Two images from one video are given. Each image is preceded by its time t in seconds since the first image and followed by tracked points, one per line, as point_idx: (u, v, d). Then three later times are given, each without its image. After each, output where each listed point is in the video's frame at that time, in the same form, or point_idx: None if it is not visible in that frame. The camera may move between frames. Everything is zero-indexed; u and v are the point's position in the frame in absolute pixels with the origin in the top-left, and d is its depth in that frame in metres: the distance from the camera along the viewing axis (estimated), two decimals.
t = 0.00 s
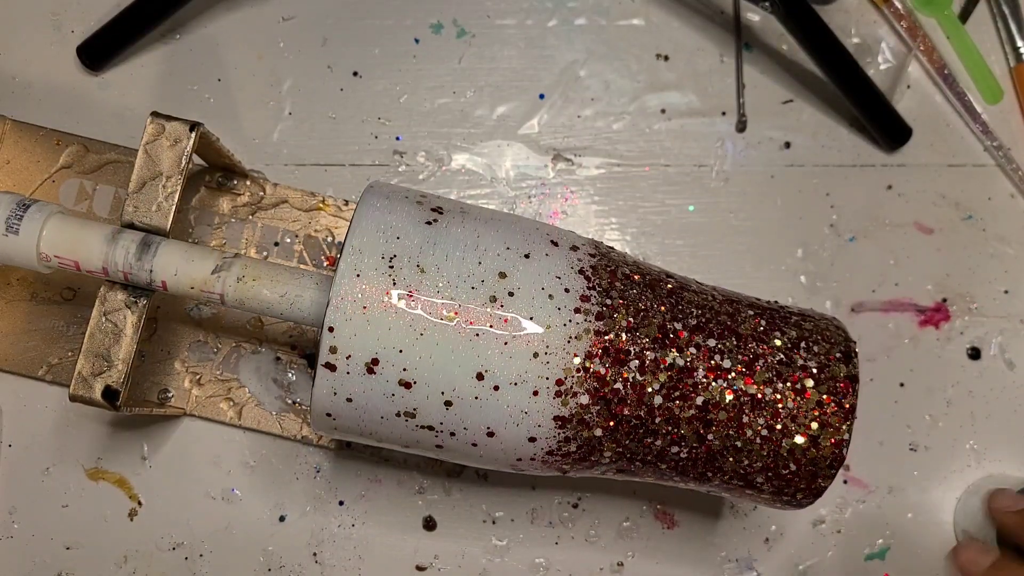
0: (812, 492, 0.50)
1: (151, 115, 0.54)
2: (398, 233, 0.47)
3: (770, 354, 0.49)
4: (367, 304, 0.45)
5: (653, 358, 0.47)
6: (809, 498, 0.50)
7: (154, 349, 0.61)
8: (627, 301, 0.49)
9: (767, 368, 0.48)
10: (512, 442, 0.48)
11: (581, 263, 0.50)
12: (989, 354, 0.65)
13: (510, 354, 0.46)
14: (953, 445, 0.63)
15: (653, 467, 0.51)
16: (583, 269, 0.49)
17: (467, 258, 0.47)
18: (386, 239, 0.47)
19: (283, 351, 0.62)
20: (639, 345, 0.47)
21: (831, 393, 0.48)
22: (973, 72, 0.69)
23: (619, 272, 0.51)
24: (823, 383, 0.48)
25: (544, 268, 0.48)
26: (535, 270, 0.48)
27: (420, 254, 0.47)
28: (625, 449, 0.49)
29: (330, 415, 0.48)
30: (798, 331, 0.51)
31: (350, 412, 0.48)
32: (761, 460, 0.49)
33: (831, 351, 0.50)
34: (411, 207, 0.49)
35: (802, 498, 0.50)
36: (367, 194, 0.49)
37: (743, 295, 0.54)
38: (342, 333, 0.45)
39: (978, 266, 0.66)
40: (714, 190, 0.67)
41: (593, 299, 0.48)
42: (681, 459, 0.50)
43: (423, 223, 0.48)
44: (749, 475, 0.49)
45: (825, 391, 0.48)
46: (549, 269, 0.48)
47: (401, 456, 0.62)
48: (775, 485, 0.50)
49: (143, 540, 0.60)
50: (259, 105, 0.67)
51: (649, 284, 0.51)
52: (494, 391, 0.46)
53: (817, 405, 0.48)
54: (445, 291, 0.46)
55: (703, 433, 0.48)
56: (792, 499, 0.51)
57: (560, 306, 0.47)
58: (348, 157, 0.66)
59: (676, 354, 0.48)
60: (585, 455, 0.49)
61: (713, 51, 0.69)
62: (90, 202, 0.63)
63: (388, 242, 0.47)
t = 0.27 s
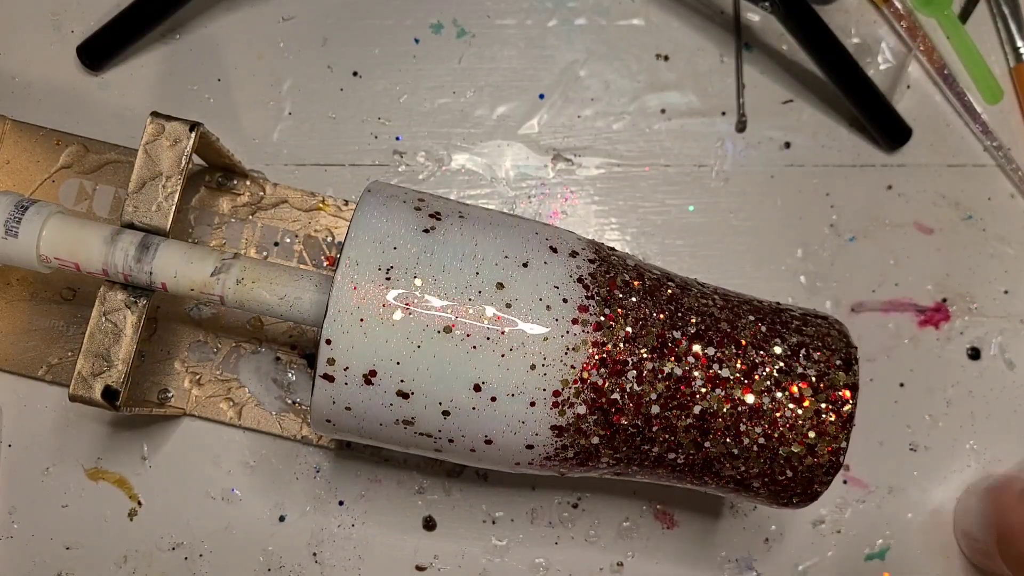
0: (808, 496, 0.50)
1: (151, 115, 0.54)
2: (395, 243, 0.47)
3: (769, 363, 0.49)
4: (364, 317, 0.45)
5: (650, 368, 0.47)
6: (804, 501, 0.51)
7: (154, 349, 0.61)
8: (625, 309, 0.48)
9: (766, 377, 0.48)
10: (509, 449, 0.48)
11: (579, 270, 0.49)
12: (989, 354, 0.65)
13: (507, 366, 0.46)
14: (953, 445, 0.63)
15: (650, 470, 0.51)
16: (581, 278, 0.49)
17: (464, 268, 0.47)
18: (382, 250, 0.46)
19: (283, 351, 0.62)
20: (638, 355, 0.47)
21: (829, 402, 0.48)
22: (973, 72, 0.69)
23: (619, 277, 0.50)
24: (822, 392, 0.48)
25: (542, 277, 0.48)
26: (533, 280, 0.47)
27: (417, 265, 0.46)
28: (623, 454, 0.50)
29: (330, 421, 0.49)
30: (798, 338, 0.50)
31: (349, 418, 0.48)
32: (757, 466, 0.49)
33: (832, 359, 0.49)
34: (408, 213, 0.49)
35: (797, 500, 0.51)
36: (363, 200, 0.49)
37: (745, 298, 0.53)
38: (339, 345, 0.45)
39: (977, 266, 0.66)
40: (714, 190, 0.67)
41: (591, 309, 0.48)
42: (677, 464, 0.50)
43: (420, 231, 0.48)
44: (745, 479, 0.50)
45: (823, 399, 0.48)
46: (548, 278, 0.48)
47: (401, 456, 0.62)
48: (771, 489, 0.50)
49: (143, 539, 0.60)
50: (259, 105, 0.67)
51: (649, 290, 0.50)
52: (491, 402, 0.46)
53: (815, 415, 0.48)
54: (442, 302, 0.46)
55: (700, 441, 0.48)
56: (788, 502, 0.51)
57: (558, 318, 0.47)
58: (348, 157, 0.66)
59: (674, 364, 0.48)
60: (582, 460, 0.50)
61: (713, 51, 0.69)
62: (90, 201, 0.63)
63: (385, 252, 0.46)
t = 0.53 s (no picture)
0: (803, 499, 0.51)
1: (151, 115, 0.54)
2: (392, 254, 0.46)
3: (769, 371, 0.48)
4: (362, 329, 0.45)
5: (649, 378, 0.47)
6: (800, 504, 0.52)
7: (154, 349, 0.61)
8: (624, 318, 0.48)
9: (764, 386, 0.48)
10: (507, 455, 0.49)
11: (578, 279, 0.48)
12: (989, 354, 0.65)
13: (505, 377, 0.46)
14: (953, 445, 0.63)
15: (647, 474, 0.52)
16: (580, 286, 0.48)
17: (462, 279, 0.46)
18: (379, 261, 0.46)
19: (283, 351, 0.62)
20: (636, 365, 0.47)
21: (827, 411, 0.48)
22: (973, 72, 0.69)
23: (618, 284, 0.49)
24: (821, 401, 0.48)
25: (541, 286, 0.47)
26: (531, 290, 0.47)
27: (414, 276, 0.46)
28: (620, 460, 0.50)
29: (330, 426, 0.49)
30: (799, 344, 0.50)
31: (349, 424, 0.49)
32: (754, 472, 0.49)
33: (832, 366, 0.49)
34: (406, 221, 0.48)
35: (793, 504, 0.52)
36: (360, 207, 0.48)
37: (747, 301, 0.53)
38: (337, 357, 0.46)
39: (978, 266, 0.66)
40: (714, 190, 0.67)
41: (589, 318, 0.47)
42: (675, 469, 0.50)
43: (418, 240, 0.47)
44: (741, 484, 0.50)
45: (822, 408, 0.48)
46: (546, 287, 0.47)
47: (401, 456, 0.62)
48: (767, 492, 0.51)
49: (143, 539, 0.60)
50: (259, 105, 0.67)
51: (649, 297, 0.50)
52: (489, 412, 0.47)
53: (812, 423, 0.48)
54: (439, 314, 0.46)
55: (697, 448, 0.49)
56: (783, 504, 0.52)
57: (556, 329, 0.46)
58: (348, 157, 0.66)
59: (672, 373, 0.47)
60: (581, 465, 0.50)
61: (713, 51, 0.69)
62: (90, 201, 0.63)
63: (382, 263, 0.46)
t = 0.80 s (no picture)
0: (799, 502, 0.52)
1: (151, 115, 0.54)
2: (389, 265, 0.46)
3: (768, 379, 0.48)
4: (359, 341, 0.45)
5: (646, 387, 0.47)
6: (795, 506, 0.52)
7: (154, 349, 0.61)
8: (622, 327, 0.48)
9: (762, 395, 0.48)
10: (506, 460, 0.49)
11: (577, 288, 0.48)
12: (989, 354, 0.65)
13: (502, 389, 0.46)
14: (953, 445, 0.63)
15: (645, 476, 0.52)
16: (578, 296, 0.48)
17: (460, 290, 0.46)
18: (376, 272, 0.46)
19: (283, 351, 0.62)
20: (633, 375, 0.47)
21: (825, 419, 0.48)
22: (973, 72, 0.69)
23: (617, 292, 0.49)
24: (818, 409, 0.48)
25: (539, 296, 0.47)
26: (529, 300, 0.47)
27: (412, 288, 0.46)
28: (618, 464, 0.51)
29: (331, 430, 0.50)
30: (799, 352, 0.49)
31: (349, 429, 0.49)
32: (750, 477, 0.50)
33: (832, 374, 0.49)
34: (403, 229, 0.48)
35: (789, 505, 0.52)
36: (357, 215, 0.48)
37: (748, 306, 0.52)
38: (335, 368, 0.46)
39: (977, 266, 0.66)
40: (714, 190, 0.67)
41: (587, 328, 0.47)
42: (672, 472, 0.51)
43: (415, 249, 0.47)
44: (738, 487, 0.51)
45: (820, 417, 0.48)
46: (544, 297, 0.47)
47: (401, 456, 0.62)
48: (763, 494, 0.52)
49: (143, 539, 0.60)
50: (259, 105, 0.67)
51: (648, 304, 0.49)
52: (486, 421, 0.47)
53: (810, 431, 0.48)
54: (437, 326, 0.46)
55: (694, 454, 0.49)
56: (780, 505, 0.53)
57: (554, 340, 0.46)
58: (348, 157, 0.66)
59: (670, 383, 0.47)
60: (579, 468, 0.51)
61: (713, 51, 0.69)
62: (89, 201, 0.63)
63: (379, 274, 0.46)
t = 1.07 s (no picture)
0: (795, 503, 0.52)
1: (151, 115, 0.54)
2: (386, 276, 0.46)
3: (766, 388, 0.48)
4: (357, 353, 0.45)
5: (644, 397, 0.47)
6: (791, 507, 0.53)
7: (154, 349, 0.61)
8: (621, 336, 0.47)
9: (761, 404, 0.48)
10: (505, 463, 0.50)
11: (575, 297, 0.48)
12: (989, 354, 0.65)
13: (500, 399, 0.46)
14: (953, 445, 0.63)
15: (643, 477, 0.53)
16: (577, 306, 0.47)
17: (457, 302, 0.46)
18: (373, 284, 0.46)
19: (283, 351, 0.62)
20: (631, 385, 0.47)
21: (823, 427, 0.48)
22: (973, 72, 0.69)
23: (616, 300, 0.48)
24: (816, 418, 0.48)
25: (537, 307, 0.47)
26: (527, 311, 0.46)
27: (409, 299, 0.46)
28: (616, 467, 0.51)
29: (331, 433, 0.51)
30: (799, 359, 0.49)
31: (349, 432, 0.50)
32: (747, 480, 0.50)
33: (832, 382, 0.48)
34: (400, 238, 0.47)
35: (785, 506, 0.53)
36: (354, 224, 0.47)
37: (750, 311, 0.51)
38: (333, 379, 0.46)
39: (977, 266, 0.66)
40: (714, 190, 0.67)
41: (585, 338, 0.47)
42: (670, 475, 0.52)
43: (412, 259, 0.47)
44: (735, 489, 0.51)
45: (818, 425, 0.48)
46: (542, 308, 0.47)
47: (401, 456, 0.62)
48: (759, 496, 0.52)
49: (143, 539, 0.60)
50: (259, 105, 0.67)
51: (647, 312, 0.49)
52: (484, 430, 0.47)
53: (807, 440, 0.48)
54: (434, 338, 0.46)
55: (691, 459, 0.50)
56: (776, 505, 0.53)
57: (551, 351, 0.46)
58: (348, 157, 0.66)
59: (668, 392, 0.47)
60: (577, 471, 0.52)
61: (713, 51, 0.69)
62: (89, 201, 0.63)
63: (376, 286, 0.46)
